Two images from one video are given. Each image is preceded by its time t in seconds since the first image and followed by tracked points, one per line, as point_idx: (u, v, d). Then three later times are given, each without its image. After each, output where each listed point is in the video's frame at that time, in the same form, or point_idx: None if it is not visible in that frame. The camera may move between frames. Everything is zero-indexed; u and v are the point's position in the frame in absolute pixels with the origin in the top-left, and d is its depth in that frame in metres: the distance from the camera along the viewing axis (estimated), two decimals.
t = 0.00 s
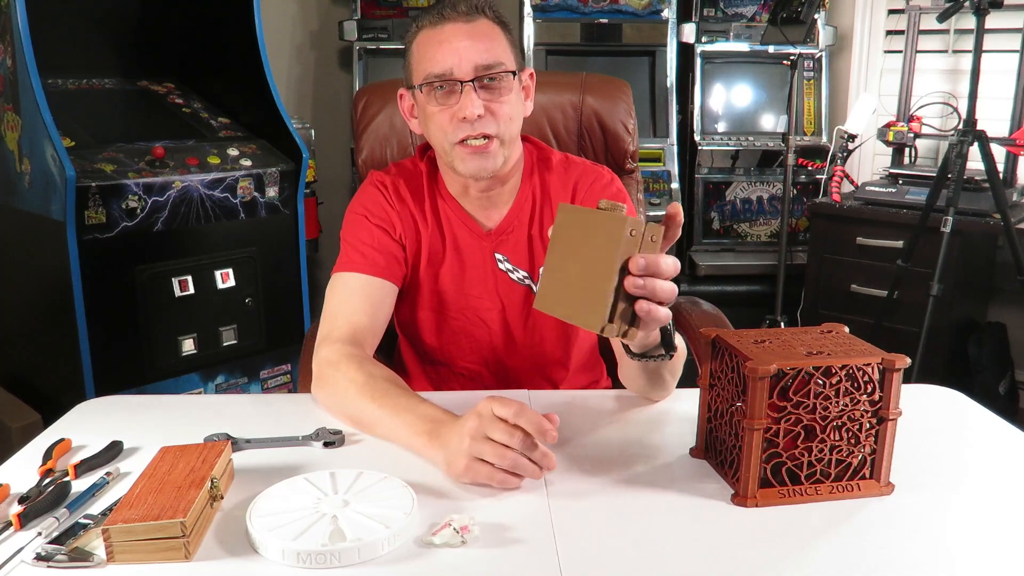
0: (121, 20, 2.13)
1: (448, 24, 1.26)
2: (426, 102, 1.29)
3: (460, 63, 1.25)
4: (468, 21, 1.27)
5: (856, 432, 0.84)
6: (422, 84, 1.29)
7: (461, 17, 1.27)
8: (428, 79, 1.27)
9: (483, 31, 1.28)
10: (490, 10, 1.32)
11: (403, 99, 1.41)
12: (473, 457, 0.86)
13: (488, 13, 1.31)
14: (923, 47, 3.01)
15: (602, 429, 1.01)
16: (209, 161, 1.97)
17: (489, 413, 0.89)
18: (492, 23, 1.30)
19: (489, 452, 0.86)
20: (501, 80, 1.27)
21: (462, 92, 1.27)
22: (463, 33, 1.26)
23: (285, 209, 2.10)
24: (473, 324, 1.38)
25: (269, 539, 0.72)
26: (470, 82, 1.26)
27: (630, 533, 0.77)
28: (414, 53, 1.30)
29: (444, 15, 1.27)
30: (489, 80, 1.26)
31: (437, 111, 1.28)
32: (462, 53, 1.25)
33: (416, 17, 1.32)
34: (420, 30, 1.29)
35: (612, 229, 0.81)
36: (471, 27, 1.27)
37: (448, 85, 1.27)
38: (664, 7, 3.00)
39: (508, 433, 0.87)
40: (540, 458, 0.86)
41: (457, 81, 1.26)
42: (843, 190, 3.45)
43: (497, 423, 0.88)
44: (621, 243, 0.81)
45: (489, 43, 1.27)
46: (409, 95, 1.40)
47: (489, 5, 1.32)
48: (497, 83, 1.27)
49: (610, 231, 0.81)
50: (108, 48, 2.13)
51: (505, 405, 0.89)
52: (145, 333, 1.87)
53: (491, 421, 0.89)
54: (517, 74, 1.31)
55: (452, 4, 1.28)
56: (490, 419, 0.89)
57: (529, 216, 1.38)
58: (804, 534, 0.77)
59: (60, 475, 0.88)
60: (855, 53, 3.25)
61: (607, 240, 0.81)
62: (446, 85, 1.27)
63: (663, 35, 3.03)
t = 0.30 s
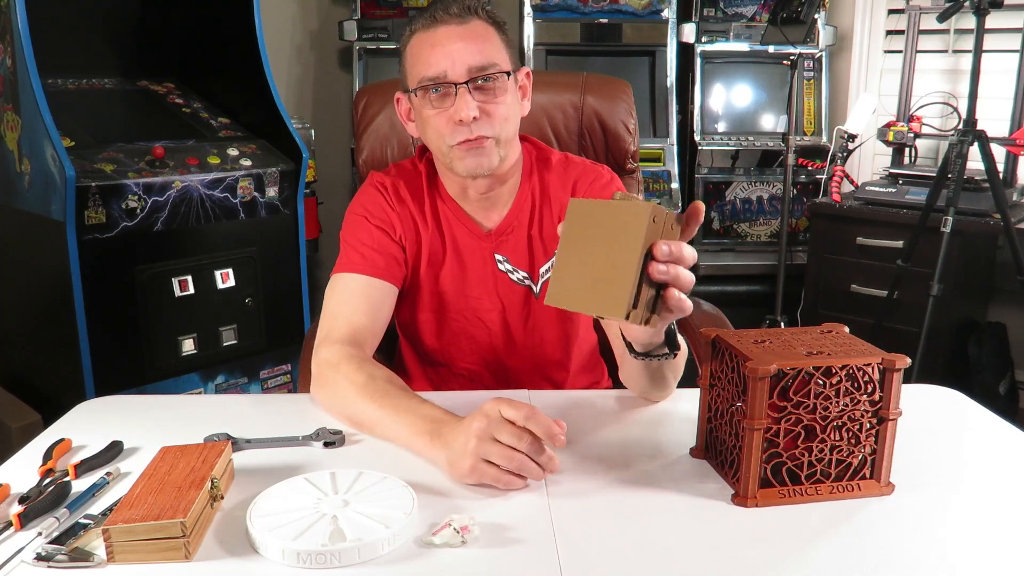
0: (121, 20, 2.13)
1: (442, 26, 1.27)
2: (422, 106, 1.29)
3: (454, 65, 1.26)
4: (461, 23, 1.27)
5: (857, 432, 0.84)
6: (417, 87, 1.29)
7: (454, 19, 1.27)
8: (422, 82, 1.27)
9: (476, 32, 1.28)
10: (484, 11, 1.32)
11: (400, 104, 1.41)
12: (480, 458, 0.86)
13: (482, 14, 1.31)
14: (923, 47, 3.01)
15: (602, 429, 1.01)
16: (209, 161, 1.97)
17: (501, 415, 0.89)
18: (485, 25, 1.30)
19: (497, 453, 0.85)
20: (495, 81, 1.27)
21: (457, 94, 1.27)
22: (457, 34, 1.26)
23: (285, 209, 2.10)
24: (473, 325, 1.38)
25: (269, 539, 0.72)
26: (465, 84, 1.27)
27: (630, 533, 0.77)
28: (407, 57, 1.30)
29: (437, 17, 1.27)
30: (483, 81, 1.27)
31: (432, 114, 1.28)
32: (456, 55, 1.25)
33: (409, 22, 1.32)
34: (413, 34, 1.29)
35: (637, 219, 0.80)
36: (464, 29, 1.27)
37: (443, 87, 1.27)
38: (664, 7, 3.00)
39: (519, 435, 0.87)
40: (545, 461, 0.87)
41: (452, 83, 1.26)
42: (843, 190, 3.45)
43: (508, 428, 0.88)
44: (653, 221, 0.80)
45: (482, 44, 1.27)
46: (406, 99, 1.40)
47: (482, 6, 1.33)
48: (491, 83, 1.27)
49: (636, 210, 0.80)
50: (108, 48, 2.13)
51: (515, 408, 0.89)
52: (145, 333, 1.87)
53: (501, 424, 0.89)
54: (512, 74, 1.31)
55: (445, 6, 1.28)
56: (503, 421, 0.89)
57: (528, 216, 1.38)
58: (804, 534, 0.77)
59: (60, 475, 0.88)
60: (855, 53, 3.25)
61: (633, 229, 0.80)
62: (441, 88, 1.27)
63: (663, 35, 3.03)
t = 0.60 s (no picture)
0: (121, 20, 2.13)
1: (437, 28, 1.26)
2: (418, 108, 1.29)
3: (450, 67, 1.25)
4: (456, 23, 1.27)
5: (856, 432, 0.84)
6: (413, 89, 1.29)
7: (449, 20, 1.27)
8: (418, 84, 1.27)
9: (471, 33, 1.28)
10: (479, 11, 1.32)
11: (398, 105, 1.41)
12: (480, 458, 0.85)
13: (478, 15, 1.30)
14: (923, 47, 3.01)
15: (601, 429, 1.01)
16: (209, 161, 1.97)
17: (502, 416, 0.89)
18: (481, 25, 1.30)
19: (497, 453, 0.85)
20: (491, 82, 1.27)
21: (453, 96, 1.27)
22: (452, 36, 1.26)
23: (284, 209, 2.10)
24: (471, 326, 1.38)
25: (269, 539, 0.72)
26: (461, 86, 1.26)
27: (630, 533, 0.77)
28: (403, 59, 1.30)
29: (432, 18, 1.27)
30: (479, 83, 1.26)
31: (429, 115, 1.28)
32: (452, 57, 1.25)
33: (404, 23, 1.31)
34: (409, 35, 1.28)
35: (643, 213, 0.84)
36: (460, 30, 1.27)
37: (439, 89, 1.27)
38: (664, 7, 3.00)
39: (520, 436, 0.87)
40: (544, 462, 0.87)
41: (448, 84, 1.26)
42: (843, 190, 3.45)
43: (508, 429, 0.88)
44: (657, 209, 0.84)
45: (478, 45, 1.27)
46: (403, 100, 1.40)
47: (478, 6, 1.32)
48: (487, 85, 1.27)
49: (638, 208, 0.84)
50: (108, 48, 2.13)
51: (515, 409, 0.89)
52: (145, 333, 1.87)
53: (501, 423, 0.89)
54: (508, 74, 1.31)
55: (440, 6, 1.27)
56: (503, 421, 0.89)
57: (527, 217, 1.38)
58: (804, 535, 0.77)
59: (60, 475, 0.88)
60: (855, 53, 3.25)
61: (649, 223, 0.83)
62: (437, 89, 1.27)
63: (663, 35, 3.03)
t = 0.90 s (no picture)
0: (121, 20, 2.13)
1: (436, 28, 1.27)
2: (418, 108, 1.29)
3: (449, 66, 1.26)
4: (455, 24, 1.27)
5: (856, 432, 0.84)
6: (413, 90, 1.29)
7: (449, 20, 1.27)
8: (418, 84, 1.28)
9: (471, 34, 1.28)
10: (478, 11, 1.32)
11: (397, 106, 1.41)
12: (481, 458, 0.85)
13: (477, 15, 1.31)
14: (923, 47, 3.01)
15: (602, 430, 1.01)
16: (209, 160, 1.97)
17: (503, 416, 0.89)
18: (481, 25, 1.30)
19: (498, 453, 0.85)
20: (491, 82, 1.27)
21: (453, 96, 1.27)
22: (451, 36, 1.26)
23: (284, 209, 2.10)
24: (471, 326, 1.38)
25: (269, 539, 0.72)
26: (460, 86, 1.27)
27: (630, 533, 0.77)
28: (403, 59, 1.31)
29: (432, 19, 1.27)
30: (478, 83, 1.27)
31: (428, 115, 1.28)
32: (451, 57, 1.26)
33: (404, 24, 1.32)
34: (409, 35, 1.29)
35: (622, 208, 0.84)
36: (459, 30, 1.27)
37: (439, 89, 1.27)
38: (664, 7, 3.01)
39: (521, 437, 0.87)
40: (545, 462, 0.87)
41: (447, 84, 1.27)
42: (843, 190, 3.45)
43: (509, 429, 0.88)
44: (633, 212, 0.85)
45: (478, 45, 1.27)
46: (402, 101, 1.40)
47: (477, 7, 1.32)
48: (487, 85, 1.27)
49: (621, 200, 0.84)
50: (108, 48, 2.13)
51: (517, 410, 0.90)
52: (145, 333, 1.87)
53: (502, 423, 0.89)
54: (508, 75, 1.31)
55: (439, 7, 1.28)
56: (504, 422, 0.89)
57: (526, 217, 1.38)
58: (804, 535, 0.77)
59: (60, 475, 0.88)
60: (855, 53, 3.25)
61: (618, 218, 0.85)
62: (437, 89, 1.27)
63: (663, 35, 3.04)
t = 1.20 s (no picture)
0: (121, 20, 2.13)
1: (437, 27, 1.26)
2: (419, 107, 1.29)
3: (451, 66, 1.26)
4: (457, 24, 1.27)
5: (856, 432, 0.84)
6: (414, 89, 1.29)
7: (450, 20, 1.27)
8: (419, 83, 1.28)
9: (472, 34, 1.28)
10: (480, 12, 1.32)
11: (398, 106, 1.41)
12: (481, 458, 0.85)
13: (479, 15, 1.30)
14: (923, 46, 3.01)
15: (601, 430, 1.01)
16: (210, 160, 1.97)
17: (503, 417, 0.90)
18: (482, 25, 1.30)
19: (499, 454, 0.85)
20: (492, 82, 1.27)
21: (454, 96, 1.27)
22: (453, 36, 1.26)
23: (284, 209, 2.10)
24: (471, 326, 1.38)
25: (268, 539, 0.72)
26: (461, 86, 1.27)
27: (630, 533, 0.77)
28: (404, 59, 1.30)
29: (433, 19, 1.27)
30: (480, 83, 1.27)
31: (429, 115, 1.28)
32: (453, 57, 1.26)
33: (405, 24, 1.32)
34: (410, 35, 1.28)
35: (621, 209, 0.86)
36: (461, 30, 1.27)
37: (440, 89, 1.27)
38: (664, 7, 3.01)
39: (521, 438, 0.87)
40: (545, 463, 0.87)
41: (448, 84, 1.27)
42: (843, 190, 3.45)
43: (509, 429, 0.88)
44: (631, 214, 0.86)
45: (479, 46, 1.27)
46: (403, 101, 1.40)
47: (479, 7, 1.32)
48: (488, 85, 1.27)
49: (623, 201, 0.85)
50: (108, 48, 2.13)
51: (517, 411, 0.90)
52: (145, 333, 1.87)
53: (501, 424, 0.89)
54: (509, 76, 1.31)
55: (441, 7, 1.27)
56: (503, 423, 0.89)
57: (526, 217, 1.38)
58: (804, 534, 0.77)
59: (60, 475, 0.88)
60: (855, 53, 3.25)
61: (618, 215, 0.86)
62: (438, 89, 1.27)
63: (663, 35, 3.04)
